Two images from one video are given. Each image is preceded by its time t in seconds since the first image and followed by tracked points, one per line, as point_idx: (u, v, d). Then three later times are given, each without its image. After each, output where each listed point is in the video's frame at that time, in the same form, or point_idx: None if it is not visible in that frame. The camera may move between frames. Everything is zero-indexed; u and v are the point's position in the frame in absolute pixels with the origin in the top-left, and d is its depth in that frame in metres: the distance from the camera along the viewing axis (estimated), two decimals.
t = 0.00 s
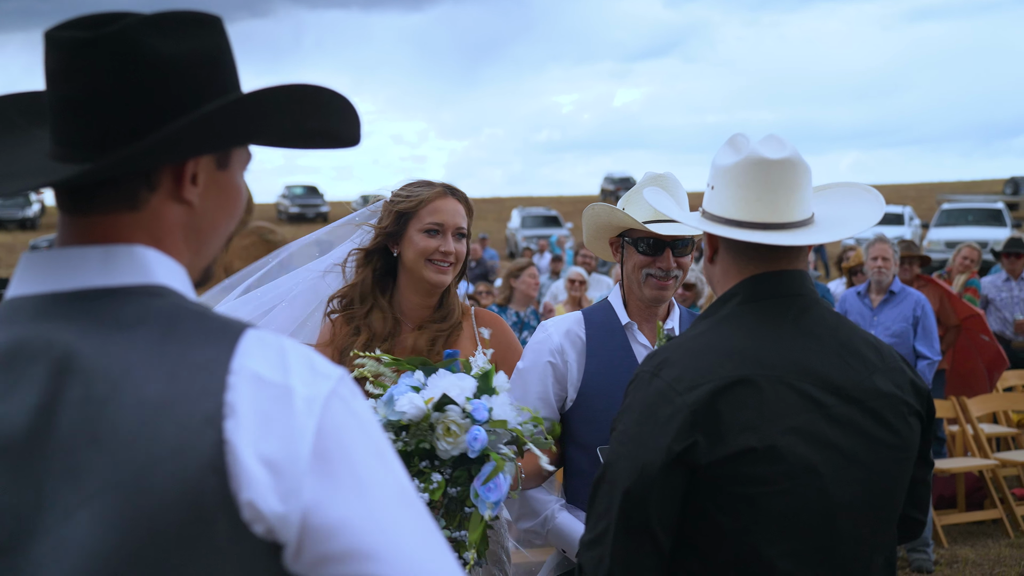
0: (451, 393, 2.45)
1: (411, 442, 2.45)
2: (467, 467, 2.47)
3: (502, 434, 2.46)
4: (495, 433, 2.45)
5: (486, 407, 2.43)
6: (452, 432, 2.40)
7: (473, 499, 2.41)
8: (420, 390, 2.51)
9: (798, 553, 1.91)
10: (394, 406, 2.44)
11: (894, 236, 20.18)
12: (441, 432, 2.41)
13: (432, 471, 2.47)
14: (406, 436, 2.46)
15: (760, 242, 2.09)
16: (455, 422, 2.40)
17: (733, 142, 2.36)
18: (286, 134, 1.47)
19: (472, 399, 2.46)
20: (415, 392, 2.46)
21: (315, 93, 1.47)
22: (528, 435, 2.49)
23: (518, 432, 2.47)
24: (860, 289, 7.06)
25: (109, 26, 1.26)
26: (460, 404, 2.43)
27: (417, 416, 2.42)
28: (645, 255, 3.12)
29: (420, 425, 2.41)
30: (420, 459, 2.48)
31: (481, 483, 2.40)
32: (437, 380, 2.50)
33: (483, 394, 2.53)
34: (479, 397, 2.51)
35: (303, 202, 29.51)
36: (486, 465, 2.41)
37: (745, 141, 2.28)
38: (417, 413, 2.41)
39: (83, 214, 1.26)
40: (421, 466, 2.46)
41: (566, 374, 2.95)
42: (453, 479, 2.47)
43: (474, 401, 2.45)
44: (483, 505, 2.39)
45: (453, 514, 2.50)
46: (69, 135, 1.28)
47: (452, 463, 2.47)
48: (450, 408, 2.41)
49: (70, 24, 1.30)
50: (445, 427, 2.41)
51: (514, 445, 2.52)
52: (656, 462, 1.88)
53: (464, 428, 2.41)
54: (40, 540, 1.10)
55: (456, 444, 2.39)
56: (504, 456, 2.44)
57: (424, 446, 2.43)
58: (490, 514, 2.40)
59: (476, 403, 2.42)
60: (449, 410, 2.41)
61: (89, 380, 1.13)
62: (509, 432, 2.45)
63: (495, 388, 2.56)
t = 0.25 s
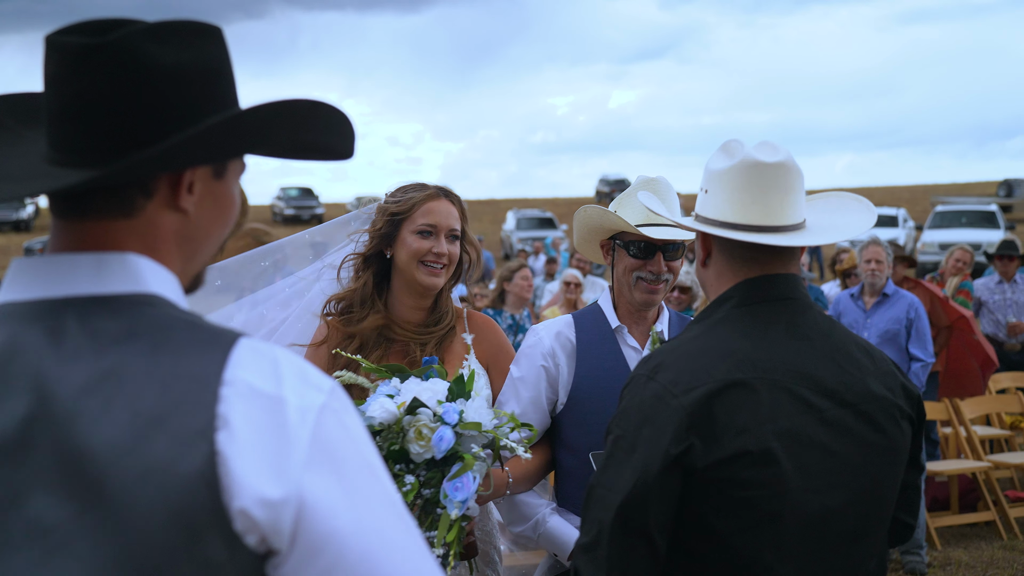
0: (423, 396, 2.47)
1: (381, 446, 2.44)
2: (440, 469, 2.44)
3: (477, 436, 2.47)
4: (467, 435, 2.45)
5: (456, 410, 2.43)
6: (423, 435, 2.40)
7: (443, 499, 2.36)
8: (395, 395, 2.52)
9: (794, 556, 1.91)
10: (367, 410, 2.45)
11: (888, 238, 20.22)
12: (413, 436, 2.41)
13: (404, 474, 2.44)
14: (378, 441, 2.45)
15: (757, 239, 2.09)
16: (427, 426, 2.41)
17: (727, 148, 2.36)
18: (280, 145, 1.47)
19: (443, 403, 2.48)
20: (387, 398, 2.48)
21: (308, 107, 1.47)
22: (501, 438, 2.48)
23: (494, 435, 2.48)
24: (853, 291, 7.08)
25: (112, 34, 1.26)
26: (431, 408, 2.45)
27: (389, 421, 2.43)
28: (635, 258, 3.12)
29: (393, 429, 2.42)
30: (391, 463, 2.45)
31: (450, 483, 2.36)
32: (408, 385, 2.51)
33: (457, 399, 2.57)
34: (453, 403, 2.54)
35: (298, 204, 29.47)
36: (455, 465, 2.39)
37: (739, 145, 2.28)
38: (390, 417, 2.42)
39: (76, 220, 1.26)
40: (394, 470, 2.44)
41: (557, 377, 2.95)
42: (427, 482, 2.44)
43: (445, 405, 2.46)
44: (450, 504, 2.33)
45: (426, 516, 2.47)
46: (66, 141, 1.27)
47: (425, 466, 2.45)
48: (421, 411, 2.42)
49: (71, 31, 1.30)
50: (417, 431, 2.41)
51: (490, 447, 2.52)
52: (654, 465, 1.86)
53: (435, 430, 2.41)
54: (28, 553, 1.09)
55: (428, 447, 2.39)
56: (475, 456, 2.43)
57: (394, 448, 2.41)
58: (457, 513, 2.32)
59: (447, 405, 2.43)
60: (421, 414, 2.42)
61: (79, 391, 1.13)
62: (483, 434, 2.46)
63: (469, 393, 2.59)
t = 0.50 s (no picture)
0: (415, 403, 2.48)
1: (369, 451, 2.45)
2: (426, 476, 2.43)
3: (466, 445, 2.46)
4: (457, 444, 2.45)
5: (448, 419, 2.43)
6: (413, 442, 2.41)
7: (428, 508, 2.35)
8: (387, 400, 2.53)
9: (788, 557, 1.92)
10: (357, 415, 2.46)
11: (883, 242, 20.28)
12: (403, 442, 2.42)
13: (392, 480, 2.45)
14: (367, 445, 2.46)
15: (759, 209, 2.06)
16: (416, 433, 2.42)
17: (698, 167, 2.43)
18: (274, 150, 1.47)
19: (435, 410, 2.48)
20: (380, 402, 2.48)
21: (302, 114, 1.48)
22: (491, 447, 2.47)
23: (484, 444, 2.46)
24: (847, 295, 7.08)
25: (109, 35, 1.26)
26: (421, 416, 2.45)
27: (379, 426, 2.43)
28: (627, 261, 3.13)
29: (382, 434, 2.42)
30: (380, 468, 2.45)
31: (436, 492, 2.34)
32: (402, 390, 2.52)
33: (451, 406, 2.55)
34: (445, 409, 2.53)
35: (293, 208, 29.44)
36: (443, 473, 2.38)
37: (712, 154, 2.34)
38: (380, 423, 2.43)
39: (69, 219, 1.26)
40: (381, 475, 2.44)
41: (548, 380, 2.95)
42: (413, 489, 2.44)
43: (437, 412, 2.45)
44: (437, 513, 2.32)
45: (410, 524, 2.44)
46: (61, 139, 1.28)
47: (412, 473, 2.44)
48: (412, 419, 2.43)
49: (68, 30, 1.30)
50: (406, 438, 2.42)
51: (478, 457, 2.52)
52: (652, 465, 1.86)
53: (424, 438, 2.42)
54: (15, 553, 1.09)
55: (417, 454, 2.40)
56: (462, 465, 2.41)
57: (383, 455, 2.42)
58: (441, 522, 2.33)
59: (439, 414, 2.42)
60: (411, 421, 2.42)
61: (69, 392, 1.13)
62: (474, 443, 2.46)
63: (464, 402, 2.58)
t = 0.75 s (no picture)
0: (409, 401, 2.49)
1: (362, 447, 2.48)
2: (419, 472, 2.45)
3: (459, 443, 2.48)
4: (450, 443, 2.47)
5: (440, 416, 2.44)
6: (404, 439, 2.42)
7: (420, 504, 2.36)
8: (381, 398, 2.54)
9: (787, 556, 1.92)
10: (350, 411, 2.48)
11: (881, 242, 20.30)
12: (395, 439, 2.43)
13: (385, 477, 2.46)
14: (360, 442, 2.49)
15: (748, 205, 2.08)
16: (408, 430, 2.42)
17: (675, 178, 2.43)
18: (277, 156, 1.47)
19: (428, 408, 2.48)
20: (374, 400, 2.49)
21: (305, 117, 1.50)
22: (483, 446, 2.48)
23: (478, 441, 2.48)
24: (847, 296, 7.09)
25: (115, 37, 1.27)
26: (414, 413, 2.45)
27: (372, 423, 2.44)
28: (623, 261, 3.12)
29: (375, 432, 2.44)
30: (373, 466, 2.47)
31: (427, 489, 2.37)
32: (396, 388, 2.53)
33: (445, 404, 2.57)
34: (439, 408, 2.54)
35: (292, 208, 29.42)
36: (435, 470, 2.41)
37: (691, 163, 2.35)
38: (374, 420, 2.44)
39: (72, 219, 1.27)
40: (374, 472, 2.46)
41: (545, 379, 2.95)
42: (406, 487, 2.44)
43: (429, 410, 2.47)
44: (427, 510, 2.33)
45: (402, 521, 2.44)
46: (64, 139, 1.28)
47: (405, 470, 2.46)
48: (403, 415, 2.44)
49: (73, 32, 1.31)
50: (399, 435, 2.43)
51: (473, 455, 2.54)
52: (653, 463, 1.85)
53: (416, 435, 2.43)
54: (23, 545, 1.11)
55: (408, 451, 2.41)
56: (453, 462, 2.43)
57: (375, 451, 2.45)
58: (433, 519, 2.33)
59: (430, 411, 2.43)
60: (404, 418, 2.44)
61: (72, 388, 1.14)
62: (467, 441, 2.48)
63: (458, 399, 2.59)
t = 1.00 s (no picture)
0: (417, 408, 2.48)
1: (366, 450, 2.47)
2: (421, 480, 2.43)
3: (464, 455, 2.45)
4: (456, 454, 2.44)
5: (446, 425, 2.43)
6: (409, 445, 2.41)
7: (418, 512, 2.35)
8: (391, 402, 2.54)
9: (796, 553, 1.91)
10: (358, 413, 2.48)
11: (881, 242, 20.31)
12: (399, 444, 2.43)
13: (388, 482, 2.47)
14: (365, 444, 2.48)
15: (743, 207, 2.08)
16: (413, 436, 2.42)
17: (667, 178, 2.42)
18: (286, 155, 1.47)
19: (436, 416, 2.48)
20: (383, 403, 2.50)
21: (315, 119, 1.49)
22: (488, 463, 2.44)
23: (483, 455, 2.44)
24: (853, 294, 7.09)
25: (129, 37, 1.27)
26: (421, 421, 2.44)
27: (379, 426, 2.44)
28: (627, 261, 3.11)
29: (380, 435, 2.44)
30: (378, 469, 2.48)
31: (427, 498, 2.34)
32: (407, 394, 2.53)
33: (455, 414, 2.51)
34: (449, 417, 2.51)
35: (292, 207, 29.41)
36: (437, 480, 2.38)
37: (684, 163, 2.34)
38: (380, 423, 2.44)
39: (85, 217, 1.27)
40: (375, 475, 2.46)
41: (550, 378, 2.95)
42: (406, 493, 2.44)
43: (436, 418, 2.46)
44: (426, 518, 2.31)
45: (400, 526, 2.46)
46: (77, 138, 1.28)
47: (407, 476, 2.45)
48: (410, 422, 2.43)
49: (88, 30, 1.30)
50: (404, 440, 2.43)
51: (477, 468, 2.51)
52: (660, 462, 1.84)
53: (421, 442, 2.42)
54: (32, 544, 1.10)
55: (412, 458, 2.40)
56: (456, 473, 2.41)
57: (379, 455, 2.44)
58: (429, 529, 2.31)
59: (437, 420, 2.42)
60: (410, 424, 2.43)
61: (84, 386, 1.14)
62: (473, 454, 2.45)
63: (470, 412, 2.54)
